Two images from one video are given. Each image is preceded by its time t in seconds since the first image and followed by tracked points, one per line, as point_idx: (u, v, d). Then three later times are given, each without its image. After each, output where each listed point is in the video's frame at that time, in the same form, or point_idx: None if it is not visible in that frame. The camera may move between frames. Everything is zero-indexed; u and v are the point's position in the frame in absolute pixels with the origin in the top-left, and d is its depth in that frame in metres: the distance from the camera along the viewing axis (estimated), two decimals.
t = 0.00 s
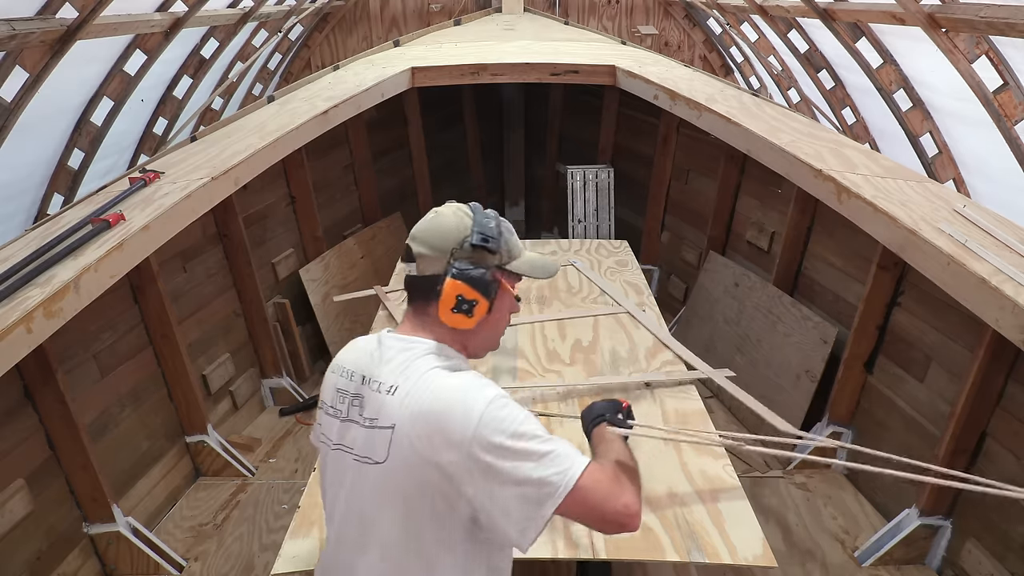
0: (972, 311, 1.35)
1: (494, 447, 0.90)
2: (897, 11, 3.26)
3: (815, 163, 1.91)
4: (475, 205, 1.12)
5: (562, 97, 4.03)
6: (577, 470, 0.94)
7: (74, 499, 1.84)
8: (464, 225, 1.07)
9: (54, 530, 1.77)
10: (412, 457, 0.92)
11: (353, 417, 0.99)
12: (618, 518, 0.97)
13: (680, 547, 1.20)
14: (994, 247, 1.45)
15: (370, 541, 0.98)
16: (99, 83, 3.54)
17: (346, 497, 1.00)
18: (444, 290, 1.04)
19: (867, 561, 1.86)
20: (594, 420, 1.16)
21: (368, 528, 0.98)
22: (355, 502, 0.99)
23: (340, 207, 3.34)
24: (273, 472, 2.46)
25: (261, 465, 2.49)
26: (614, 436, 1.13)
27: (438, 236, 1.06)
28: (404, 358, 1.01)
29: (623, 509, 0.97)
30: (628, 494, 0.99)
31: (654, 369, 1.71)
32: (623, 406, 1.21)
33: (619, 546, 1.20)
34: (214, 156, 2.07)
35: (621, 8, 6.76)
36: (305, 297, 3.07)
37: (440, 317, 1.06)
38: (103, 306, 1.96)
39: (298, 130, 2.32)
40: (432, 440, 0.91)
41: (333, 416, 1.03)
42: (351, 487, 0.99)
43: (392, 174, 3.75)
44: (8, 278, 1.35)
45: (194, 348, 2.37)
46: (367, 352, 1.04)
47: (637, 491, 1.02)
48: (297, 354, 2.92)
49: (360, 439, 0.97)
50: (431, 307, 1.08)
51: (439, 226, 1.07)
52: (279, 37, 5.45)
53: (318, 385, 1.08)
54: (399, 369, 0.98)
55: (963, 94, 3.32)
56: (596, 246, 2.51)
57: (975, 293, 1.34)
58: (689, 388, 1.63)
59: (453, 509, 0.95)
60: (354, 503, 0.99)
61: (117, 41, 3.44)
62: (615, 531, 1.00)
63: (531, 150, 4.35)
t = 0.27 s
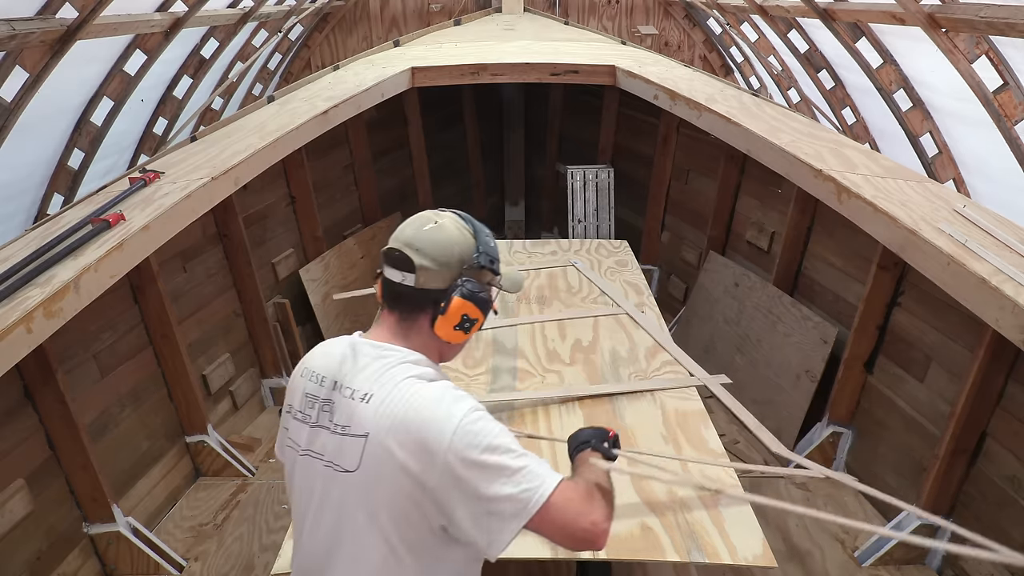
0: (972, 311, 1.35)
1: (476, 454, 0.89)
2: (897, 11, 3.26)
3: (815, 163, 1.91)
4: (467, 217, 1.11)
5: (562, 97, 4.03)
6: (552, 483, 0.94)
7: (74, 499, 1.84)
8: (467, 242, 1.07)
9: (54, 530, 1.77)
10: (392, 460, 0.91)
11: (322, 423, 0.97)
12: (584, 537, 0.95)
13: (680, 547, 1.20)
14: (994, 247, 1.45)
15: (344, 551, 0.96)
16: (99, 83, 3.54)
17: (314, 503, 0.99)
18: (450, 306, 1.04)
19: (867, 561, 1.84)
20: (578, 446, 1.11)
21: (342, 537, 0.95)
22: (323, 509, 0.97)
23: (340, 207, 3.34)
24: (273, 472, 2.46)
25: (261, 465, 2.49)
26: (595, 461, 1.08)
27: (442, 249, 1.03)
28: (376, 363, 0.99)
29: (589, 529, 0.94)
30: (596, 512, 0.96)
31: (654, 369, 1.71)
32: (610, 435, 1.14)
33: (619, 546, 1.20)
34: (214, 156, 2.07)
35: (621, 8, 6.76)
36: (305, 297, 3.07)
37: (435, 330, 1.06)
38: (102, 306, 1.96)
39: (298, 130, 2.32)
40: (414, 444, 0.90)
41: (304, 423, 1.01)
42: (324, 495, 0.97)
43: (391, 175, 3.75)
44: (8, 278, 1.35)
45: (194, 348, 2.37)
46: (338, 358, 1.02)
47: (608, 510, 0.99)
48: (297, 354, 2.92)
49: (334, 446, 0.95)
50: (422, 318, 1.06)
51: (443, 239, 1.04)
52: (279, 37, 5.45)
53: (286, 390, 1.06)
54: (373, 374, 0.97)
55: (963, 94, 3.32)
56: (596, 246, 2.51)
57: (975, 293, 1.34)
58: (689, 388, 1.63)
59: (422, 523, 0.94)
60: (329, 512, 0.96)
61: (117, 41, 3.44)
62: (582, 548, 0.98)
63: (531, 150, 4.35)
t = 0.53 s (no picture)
0: (972, 311, 1.35)
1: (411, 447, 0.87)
2: (897, 11, 3.26)
3: (815, 163, 1.91)
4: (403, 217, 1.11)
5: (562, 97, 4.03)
6: (484, 478, 0.90)
7: (74, 499, 1.84)
8: (407, 242, 1.07)
9: (54, 530, 1.77)
10: (333, 458, 0.90)
11: (269, 421, 0.96)
12: (504, 538, 0.90)
13: (680, 548, 1.20)
14: (994, 247, 1.45)
15: (294, 550, 0.95)
16: (99, 83, 3.54)
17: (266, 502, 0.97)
18: (394, 305, 1.03)
19: (867, 562, 1.85)
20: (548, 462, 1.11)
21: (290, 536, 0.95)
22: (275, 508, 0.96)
23: (340, 207, 3.34)
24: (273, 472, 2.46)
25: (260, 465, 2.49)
26: (553, 474, 1.07)
27: (383, 249, 1.03)
28: (320, 357, 0.98)
29: (503, 530, 0.89)
30: (522, 514, 0.92)
31: (654, 369, 1.71)
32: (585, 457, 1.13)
33: (620, 546, 1.20)
34: (214, 156, 2.07)
35: (621, 8, 6.75)
36: (305, 297, 3.07)
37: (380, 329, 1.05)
38: (102, 306, 1.96)
39: (298, 130, 2.32)
40: (351, 440, 0.89)
41: (247, 423, 0.99)
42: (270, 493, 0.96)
43: (391, 175, 3.75)
44: (8, 278, 1.35)
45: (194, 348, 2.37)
46: (281, 355, 1.00)
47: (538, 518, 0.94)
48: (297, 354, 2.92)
49: (278, 443, 0.94)
50: (365, 318, 1.04)
51: (382, 239, 1.04)
52: (278, 37, 5.46)
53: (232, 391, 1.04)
54: (315, 369, 0.95)
55: (963, 93, 3.32)
56: (596, 246, 2.51)
57: (975, 294, 1.34)
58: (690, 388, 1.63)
59: (373, 515, 0.93)
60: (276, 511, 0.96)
61: (117, 41, 3.44)
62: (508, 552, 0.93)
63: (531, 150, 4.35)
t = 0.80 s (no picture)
0: (972, 311, 1.36)
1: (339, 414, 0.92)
2: (897, 11, 3.27)
3: (815, 163, 1.91)
4: (320, 208, 1.17)
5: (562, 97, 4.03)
6: (409, 441, 0.95)
7: (74, 499, 1.84)
8: (327, 231, 1.13)
9: (54, 530, 1.77)
10: (265, 434, 0.94)
11: (197, 410, 0.97)
12: (420, 495, 0.93)
13: (680, 548, 1.20)
14: (994, 247, 1.45)
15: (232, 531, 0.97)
16: (99, 83, 3.54)
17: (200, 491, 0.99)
18: (319, 290, 1.10)
19: (866, 561, 1.83)
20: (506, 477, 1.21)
21: (227, 519, 0.97)
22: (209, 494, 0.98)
23: (340, 207, 3.34)
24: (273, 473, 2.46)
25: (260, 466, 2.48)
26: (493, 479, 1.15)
27: (306, 240, 1.08)
28: (248, 341, 1.01)
29: (419, 480, 0.92)
30: (440, 475, 0.95)
31: (654, 369, 1.71)
32: (528, 479, 1.23)
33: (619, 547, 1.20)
34: (214, 156, 2.07)
35: (621, 8, 6.75)
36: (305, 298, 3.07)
37: (306, 314, 1.11)
38: (102, 306, 1.96)
39: (298, 129, 2.32)
40: (284, 413, 0.93)
41: (173, 416, 1.00)
42: (204, 481, 0.98)
43: (391, 175, 3.74)
44: (8, 278, 1.35)
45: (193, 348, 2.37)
46: (206, 347, 1.02)
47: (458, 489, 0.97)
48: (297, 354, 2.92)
49: (209, 427, 0.96)
50: (290, 304, 1.09)
51: (304, 229, 1.09)
52: (279, 37, 5.46)
53: (150, 391, 1.03)
54: (244, 352, 0.99)
55: (962, 93, 3.32)
56: (596, 246, 2.51)
57: (975, 293, 1.34)
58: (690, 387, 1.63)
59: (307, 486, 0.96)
60: (212, 498, 0.98)
61: (117, 41, 3.44)
62: (417, 513, 0.94)
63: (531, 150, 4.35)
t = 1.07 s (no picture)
0: (972, 311, 1.36)
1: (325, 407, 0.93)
2: (897, 11, 3.26)
3: (815, 163, 1.91)
4: (293, 202, 1.17)
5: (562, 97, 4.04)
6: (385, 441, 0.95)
7: (74, 499, 1.84)
8: (304, 226, 1.14)
9: (53, 530, 1.77)
10: (249, 427, 0.93)
11: (180, 402, 0.97)
12: (391, 498, 0.92)
13: (681, 548, 1.20)
14: (994, 247, 1.45)
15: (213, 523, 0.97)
16: (99, 83, 3.54)
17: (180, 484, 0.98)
18: (298, 286, 1.12)
19: (866, 561, 1.83)
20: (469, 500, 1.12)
21: (211, 511, 0.97)
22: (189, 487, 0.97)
23: (341, 207, 3.34)
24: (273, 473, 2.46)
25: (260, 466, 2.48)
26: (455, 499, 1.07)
27: (284, 235, 1.09)
28: (232, 333, 1.01)
29: (389, 482, 0.92)
30: (414, 479, 0.95)
31: (654, 370, 1.71)
32: (491, 505, 1.14)
33: (619, 547, 1.20)
34: (214, 155, 2.07)
35: (621, 8, 6.75)
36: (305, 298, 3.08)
37: (286, 310, 1.13)
38: (102, 306, 1.96)
39: (298, 129, 2.32)
40: (271, 405, 0.93)
41: (153, 408, 0.99)
42: (187, 473, 0.97)
43: (391, 175, 3.74)
44: (8, 278, 1.35)
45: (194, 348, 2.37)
46: (187, 339, 1.01)
47: (428, 495, 0.96)
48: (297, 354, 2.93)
49: (194, 420, 0.96)
50: (270, 299, 1.10)
51: (282, 225, 1.10)
52: (279, 37, 5.46)
53: (126, 382, 1.02)
54: (229, 344, 0.98)
55: (962, 93, 3.32)
56: (596, 246, 2.51)
57: (975, 294, 1.34)
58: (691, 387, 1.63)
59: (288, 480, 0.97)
60: (195, 491, 0.97)
61: (117, 41, 3.44)
62: (385, 516, 0.93)
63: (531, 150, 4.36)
